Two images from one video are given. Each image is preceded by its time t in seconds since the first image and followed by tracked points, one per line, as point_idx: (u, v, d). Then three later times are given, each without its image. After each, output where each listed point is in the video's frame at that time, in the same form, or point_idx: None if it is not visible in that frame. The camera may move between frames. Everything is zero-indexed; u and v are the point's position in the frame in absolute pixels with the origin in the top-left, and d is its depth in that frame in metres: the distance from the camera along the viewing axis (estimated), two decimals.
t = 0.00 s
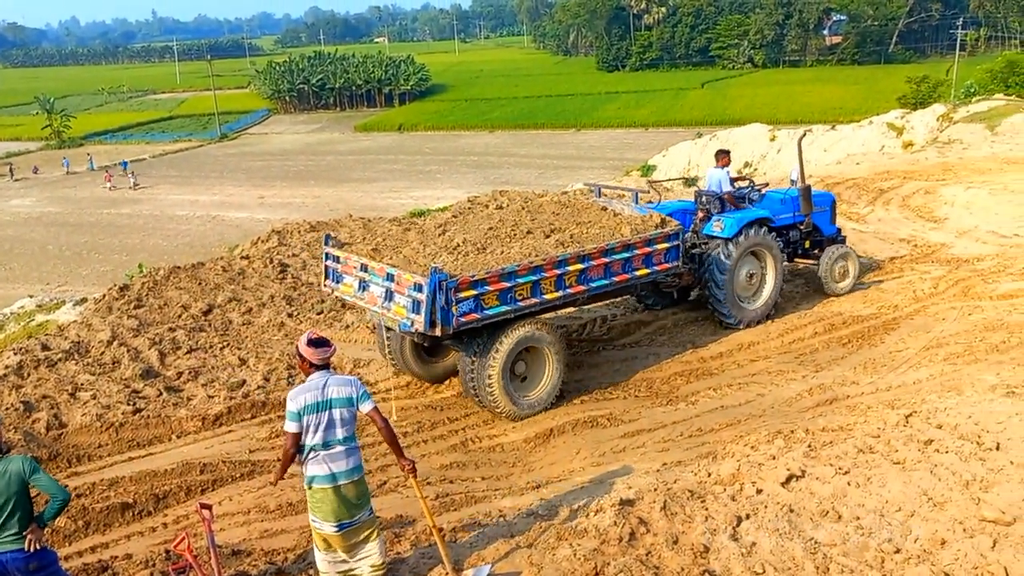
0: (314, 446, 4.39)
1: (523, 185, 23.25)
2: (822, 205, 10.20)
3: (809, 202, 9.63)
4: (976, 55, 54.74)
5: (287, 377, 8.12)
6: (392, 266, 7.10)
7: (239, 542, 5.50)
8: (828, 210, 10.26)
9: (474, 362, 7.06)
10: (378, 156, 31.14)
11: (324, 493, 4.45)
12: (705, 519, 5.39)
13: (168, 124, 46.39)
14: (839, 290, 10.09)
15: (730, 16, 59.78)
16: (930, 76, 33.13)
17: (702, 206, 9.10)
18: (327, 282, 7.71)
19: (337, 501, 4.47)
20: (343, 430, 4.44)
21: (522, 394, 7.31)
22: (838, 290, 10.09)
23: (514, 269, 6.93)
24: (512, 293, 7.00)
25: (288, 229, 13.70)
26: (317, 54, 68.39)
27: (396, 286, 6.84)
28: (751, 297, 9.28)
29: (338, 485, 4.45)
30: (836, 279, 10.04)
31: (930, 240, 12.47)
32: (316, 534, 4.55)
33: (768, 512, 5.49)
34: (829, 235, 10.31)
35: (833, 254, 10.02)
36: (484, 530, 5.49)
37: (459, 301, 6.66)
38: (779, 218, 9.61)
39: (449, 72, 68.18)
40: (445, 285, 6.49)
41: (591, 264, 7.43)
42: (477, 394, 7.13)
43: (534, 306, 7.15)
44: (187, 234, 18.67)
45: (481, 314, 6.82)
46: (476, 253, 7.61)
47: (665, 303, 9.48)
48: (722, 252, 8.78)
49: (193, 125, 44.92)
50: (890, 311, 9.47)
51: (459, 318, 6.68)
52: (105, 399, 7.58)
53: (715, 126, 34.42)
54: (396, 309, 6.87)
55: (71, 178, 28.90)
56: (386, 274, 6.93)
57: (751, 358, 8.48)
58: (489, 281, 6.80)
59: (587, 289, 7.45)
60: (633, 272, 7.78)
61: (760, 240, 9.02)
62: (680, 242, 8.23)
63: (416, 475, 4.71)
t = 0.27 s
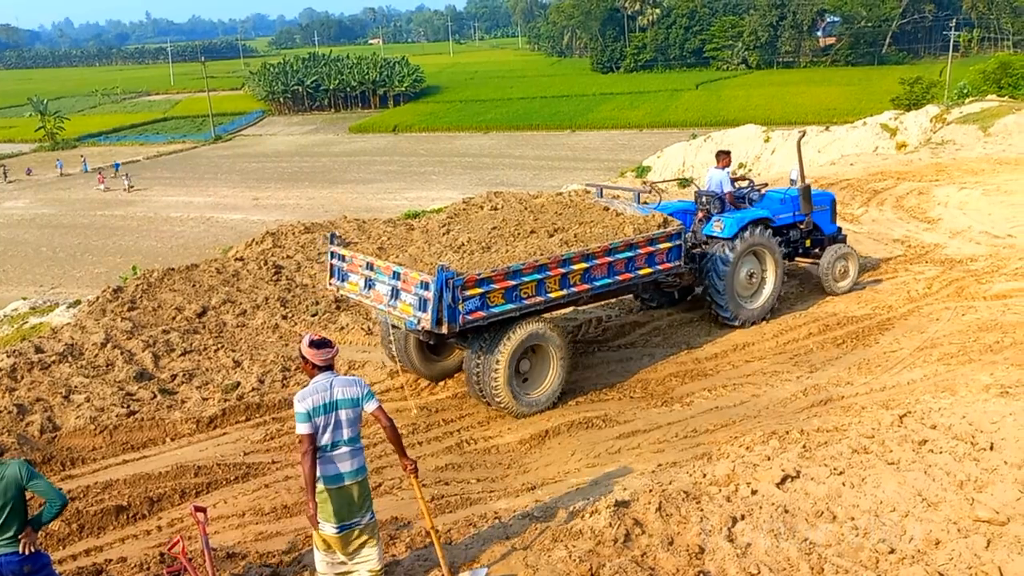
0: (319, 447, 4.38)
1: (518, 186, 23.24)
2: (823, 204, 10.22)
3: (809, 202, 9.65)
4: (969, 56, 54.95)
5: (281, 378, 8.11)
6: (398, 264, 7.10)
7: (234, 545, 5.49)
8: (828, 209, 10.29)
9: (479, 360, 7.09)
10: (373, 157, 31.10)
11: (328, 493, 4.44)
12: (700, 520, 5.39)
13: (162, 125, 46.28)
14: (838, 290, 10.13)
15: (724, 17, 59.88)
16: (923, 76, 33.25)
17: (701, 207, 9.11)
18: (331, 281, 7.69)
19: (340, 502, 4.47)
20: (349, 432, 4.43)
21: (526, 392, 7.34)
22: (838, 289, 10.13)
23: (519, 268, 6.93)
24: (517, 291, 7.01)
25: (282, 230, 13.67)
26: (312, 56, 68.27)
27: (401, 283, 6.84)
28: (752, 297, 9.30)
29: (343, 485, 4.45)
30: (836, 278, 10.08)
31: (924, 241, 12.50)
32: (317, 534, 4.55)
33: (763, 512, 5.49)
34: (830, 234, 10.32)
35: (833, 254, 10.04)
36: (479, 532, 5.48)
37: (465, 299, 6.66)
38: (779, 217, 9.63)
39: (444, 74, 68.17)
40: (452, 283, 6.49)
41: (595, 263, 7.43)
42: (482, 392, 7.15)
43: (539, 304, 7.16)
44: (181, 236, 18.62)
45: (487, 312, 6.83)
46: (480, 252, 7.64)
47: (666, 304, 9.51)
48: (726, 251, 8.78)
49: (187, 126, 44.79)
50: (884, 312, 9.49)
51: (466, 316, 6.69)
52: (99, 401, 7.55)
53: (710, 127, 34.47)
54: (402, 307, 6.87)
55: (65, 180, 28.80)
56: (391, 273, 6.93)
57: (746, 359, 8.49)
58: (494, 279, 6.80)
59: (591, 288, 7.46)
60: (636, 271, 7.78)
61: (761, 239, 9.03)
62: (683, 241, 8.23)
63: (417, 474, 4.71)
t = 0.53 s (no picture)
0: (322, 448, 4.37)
1: (513, 186, 23.23)
2: (822, 203, 10.24)
3: (808, 201, 9.66)
4: (963, 56, 55.17)
5: (276, 379, 8.10)
6: (401, 263, 7.10)
7: (228, 546, 5.47)
8: (828, 208, 10.30)
9: (482, 358, 7.11)
10: (368, 158, 31.08)
11: (330, 494, 4.43)
12: (695, 520, 5.40)
13: (156, 126, 46.18)
14: (836, 289, 10.18)
15: (719, 17, 59.97)
16: (917, 77, 33.34)
17: (702, 206, 9.12)
18: (334, 279, 7.70)
19: (341, 503, 4.47)
20: (353, 432, 4.43)
21: (526, 390, 7.36)
22: (837, 288, 10.19)
23: (522, 267, 6.94)
24: (520, 290, 7.02)
25: (277, 231, 13.64)
26: (306, 57, 68.18)
27: (405, 282, 6.84)
28: (751, 296, 9.32)
29: (345, 486, 4.45)
30: (834, 277, 10.12)
31: (918, 241, 12.53)
32: (315, 536, 4.54)
33: (758, 512, 5.50)
34: (830, 232, 10.34)
35: (832, 253, 10.07)
36: (475, 533, 5.48)
37: (469, 297, 6.67)
38: (779, 216, 9.65)
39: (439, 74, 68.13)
40: (456, 281, 6.50)
41: (597, 262, 7.43)
42: (484, 389, 7.16)
43: (541, 302, 7.16)
44: (175, 236, 18.59)
45: (489, 310, 6.83)
46: (483, 251, 7.65)
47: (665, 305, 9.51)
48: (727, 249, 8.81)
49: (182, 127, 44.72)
50: (878, 312, 9.52)
51: (469, 314, 6.69)
52: (93, 402, 7.53)
53: (705, 127, 34.51)
54: (405, 305, 6.87)
55: (59, 181, 28.72)
56: (395, 271, 6.93)
57: (740, 359, 8.50)
58: (497, 277, 6.81)
59: (592, 287, 7.47)
60: (637, 271, 7.79)
61: (761, 239, 9.06)
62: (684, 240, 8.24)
63: (416, 475, 4.73)
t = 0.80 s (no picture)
0: (317, 448, 4.37)
1: (509, 186, 23.24)
2: (822, 201, 10.25)
3: (808, 199, 9.67)
4: (959, 56, 55.25)
5: (273, 379, 8.09)
6: (404, 261, 7.11)
7: (225, 546, 5.47)
8: (828, 206, 10.30)
9: (483, 356, 7.10)
10: (365, 157, 31.08)
11: (326, 494, 4.43)
12: (692, 519, 5.40)
13: (153, 125, 46.15)
14: (836, 287, 10.20)
15: (716, 17, 60.04)
16: (914, 76, 33.39)
17: (702, 205, 9.12)
18: (337, 278, 7.70)
19: (337, 503, 4.46)
20: (350, 433, 4.42)
21: (526, 388, 7.35)
22: (837, 286, 10.20)
23: (524, 264, 6.95)
24: (522, 288, 7.02)
25: (274, 231, 13.62)
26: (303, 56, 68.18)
27: (408, 280, 6.84)
28: (751, 294, 9.33)
29: (342, 487, 4.44)
30: (834, 276, 10.14)
31: (914, 240, 12.55)
32: (312, 537, 4.53)
33: (754, 511, 5.50)
34: (830, 231, 10.35)
35: (831, 252, 10.09)
36: (472, 533, 5.47)
37: (471, 295, 6.67)
38: (779, 215, 9.66)
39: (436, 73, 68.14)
40: (459, 279, 6.50)
41: (599, 260, 7.44)
42: (486, 386, 7.17)
43: (543, 300, 7.17)
44: (171, 236, 18.58)
45: (492, 308, 6.84)
46: (486, 249, 7.66)
47: (663, 304, 9.51)
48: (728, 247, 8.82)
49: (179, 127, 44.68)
50: (875, 310, 9.53)
51: (472, 312, 6.69)
52: (89, 403, 7.52)
53: (702, 126, 34.54)
54: (408, 303, 6.87)
55: (55, 181, 28.66)
56: (398, 269, 6.93)
57: (737, 358, 8.50)
58: (500, 276, 6.81)
59: (594, 285, 7.47)
60: (639, 268, 7.79)
61: (762, 237, 9.07)
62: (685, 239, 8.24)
63: (414, 475, 4.71)
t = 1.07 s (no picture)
0: (312, 450, 4.37)
1: (506, 186, 23.24)
2: (821, 201, 10.26)
3: (808, 199, 9.68)
4: (955, 56, 55.34)
5: (271, 380, 8.09)
6: (405, 262, 7.10)
7: (223, 548, 5.46)
8: (827, 206, 10.32)
9: (485, 355, 7.10)
10: (363, 158, 31.07)
11: (321, 496, 4.43)
12: (690, 519, 5.40)
13: (149, 126, 46.11)
14: (835, 286, 10.22)
15: (713, 17, 60.10)
16: (910, 77, 33.45)
17: (703, 205, 9.12)
18: (338, 278, 7.69)
19: (332, 506, 4.45)
20: (345, 436, 4.40)
21: (527, 388, 7.35)
22: (836, 286, 10.23)
23: (526, 264, 6.95)
24: (524, 288, 7.02)
25: (271, 232, 13.61)
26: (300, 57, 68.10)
27: (410, 280, 6.83)
28: (751, 294, 9.34)
29: (336, 490, 4.43)
30: (833, 276, 10.16)
31: (911, 240, 12.57)
32: (309, 539, 4.54)
33: (752, 512, 5.50)
34: (830, 230, 10.37)
35: (831, 252, 10.10)
36: (470, 534, 5.47)
37: (473, 295, 6.67)
38: (779, 215, 9.67)
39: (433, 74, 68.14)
40: (461, 279, 6.50)
41: (600, 260, 7.44)
42: (487, 385, 7.16)
43: (544, 300, 7.17)
44: (168, 238, 18.55)
45: (494, 308, 6.84)
46: (487, 250, 7.66)
47: (661, 304, 9.52)
48: (729, 246, 8.83)
49: (175, 128, 44.64)
50: (872, 310, 9.54)
51: (474, 312, 6.69)
52: (86, 405, 7.51)
53: (699, 127, 34.57)
54: (410, 303, 6.86)
55: (51, 182, 28.61)
56: (400, 269, 6.93)
57: (735, 358, 8.51)
58: (502, 276, 6.82)
59: (595, 285, 7.47)
60: (640, 268, 7.79)
61: (761, 237, 9.08)
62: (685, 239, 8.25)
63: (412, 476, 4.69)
